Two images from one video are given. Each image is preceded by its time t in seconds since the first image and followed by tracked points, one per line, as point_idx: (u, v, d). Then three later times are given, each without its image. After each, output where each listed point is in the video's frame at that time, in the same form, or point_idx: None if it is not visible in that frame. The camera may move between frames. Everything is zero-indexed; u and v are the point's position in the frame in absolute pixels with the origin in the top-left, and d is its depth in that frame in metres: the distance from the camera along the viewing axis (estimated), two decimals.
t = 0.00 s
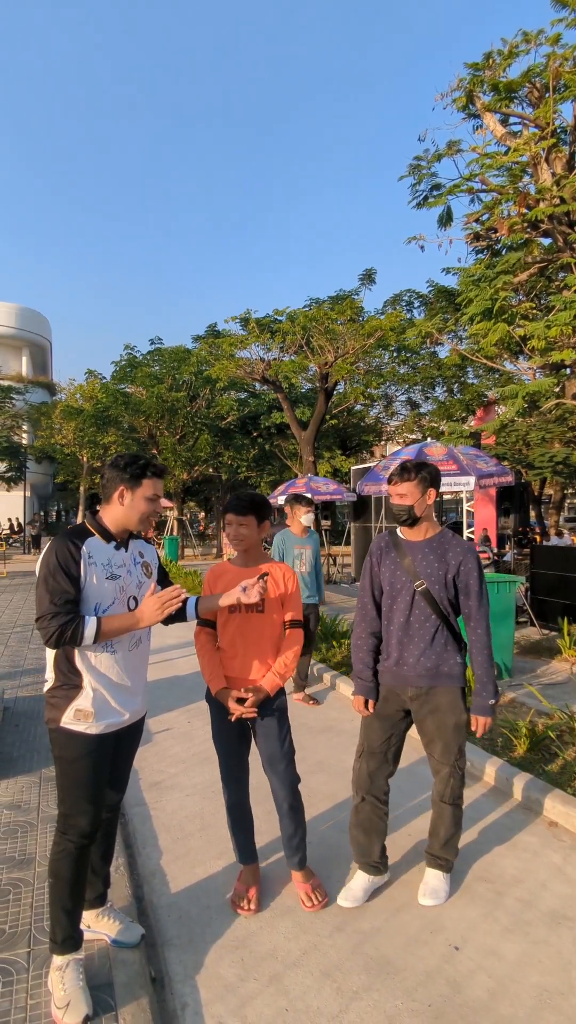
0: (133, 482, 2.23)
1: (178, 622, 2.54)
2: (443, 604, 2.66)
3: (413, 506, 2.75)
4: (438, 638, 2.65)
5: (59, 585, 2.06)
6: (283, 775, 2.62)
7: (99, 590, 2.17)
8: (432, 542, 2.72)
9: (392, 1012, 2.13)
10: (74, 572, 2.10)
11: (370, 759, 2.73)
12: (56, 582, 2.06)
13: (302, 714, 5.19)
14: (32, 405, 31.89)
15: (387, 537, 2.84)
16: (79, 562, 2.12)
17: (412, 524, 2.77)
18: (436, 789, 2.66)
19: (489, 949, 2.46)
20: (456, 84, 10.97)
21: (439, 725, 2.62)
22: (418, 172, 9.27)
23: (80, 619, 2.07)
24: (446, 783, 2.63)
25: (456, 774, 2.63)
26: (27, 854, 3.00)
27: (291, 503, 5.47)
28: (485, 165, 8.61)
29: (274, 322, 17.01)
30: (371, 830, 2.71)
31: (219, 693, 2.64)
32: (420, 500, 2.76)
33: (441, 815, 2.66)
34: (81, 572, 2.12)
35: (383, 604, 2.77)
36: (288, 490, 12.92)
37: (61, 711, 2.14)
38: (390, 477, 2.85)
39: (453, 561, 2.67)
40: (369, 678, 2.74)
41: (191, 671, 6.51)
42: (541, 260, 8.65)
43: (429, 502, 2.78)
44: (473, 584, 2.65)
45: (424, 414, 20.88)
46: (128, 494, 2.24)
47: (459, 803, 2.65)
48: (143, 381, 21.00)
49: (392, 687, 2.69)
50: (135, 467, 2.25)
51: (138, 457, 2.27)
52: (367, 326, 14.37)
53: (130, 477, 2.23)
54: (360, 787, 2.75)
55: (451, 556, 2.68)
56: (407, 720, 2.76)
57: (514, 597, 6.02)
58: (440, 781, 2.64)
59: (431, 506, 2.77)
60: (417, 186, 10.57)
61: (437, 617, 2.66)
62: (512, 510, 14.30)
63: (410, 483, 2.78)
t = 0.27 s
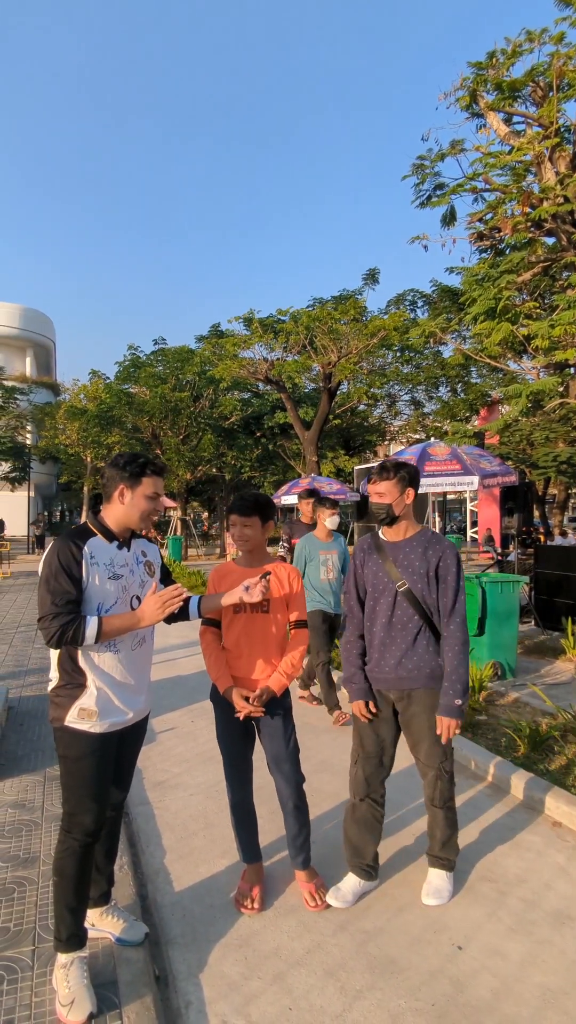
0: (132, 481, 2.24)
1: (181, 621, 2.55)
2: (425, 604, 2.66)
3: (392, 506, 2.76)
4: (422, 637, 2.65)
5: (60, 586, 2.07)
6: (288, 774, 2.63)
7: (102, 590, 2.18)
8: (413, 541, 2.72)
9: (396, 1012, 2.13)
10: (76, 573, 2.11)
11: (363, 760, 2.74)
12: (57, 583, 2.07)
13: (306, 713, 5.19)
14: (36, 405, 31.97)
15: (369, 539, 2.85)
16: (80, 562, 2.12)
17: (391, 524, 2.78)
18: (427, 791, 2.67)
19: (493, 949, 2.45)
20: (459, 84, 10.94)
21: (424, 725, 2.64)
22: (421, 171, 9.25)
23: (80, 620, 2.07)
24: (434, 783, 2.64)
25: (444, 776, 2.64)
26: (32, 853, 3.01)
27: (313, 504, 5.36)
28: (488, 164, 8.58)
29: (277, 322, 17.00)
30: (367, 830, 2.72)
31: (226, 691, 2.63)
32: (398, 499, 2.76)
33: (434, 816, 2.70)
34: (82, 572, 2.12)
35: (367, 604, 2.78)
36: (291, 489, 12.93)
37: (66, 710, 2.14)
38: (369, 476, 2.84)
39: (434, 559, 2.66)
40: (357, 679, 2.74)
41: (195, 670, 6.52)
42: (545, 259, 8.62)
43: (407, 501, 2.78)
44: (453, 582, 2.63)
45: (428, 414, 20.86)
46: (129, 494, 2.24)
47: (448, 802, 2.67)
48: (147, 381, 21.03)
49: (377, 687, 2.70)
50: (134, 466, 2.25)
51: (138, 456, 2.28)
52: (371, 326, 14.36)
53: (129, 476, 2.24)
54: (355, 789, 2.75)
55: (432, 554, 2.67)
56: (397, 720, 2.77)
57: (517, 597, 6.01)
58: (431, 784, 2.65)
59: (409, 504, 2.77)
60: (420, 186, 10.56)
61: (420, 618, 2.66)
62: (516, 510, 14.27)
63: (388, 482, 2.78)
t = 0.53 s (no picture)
0: (135, 480, 2.25)
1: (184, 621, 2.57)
2: (408, 605, 2.65)
3: (371, 511, 2.81)
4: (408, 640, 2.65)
5: (63, 586, 2.08)
6: (292, 774, 2.63)
7: (106, 590, 2.19)
8: (398, 543, 2.73)
9: (400, 1011, 2.14)
10: (79, 573, 2.12)
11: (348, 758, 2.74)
12: (61, 584, 2.08)
13: (309, 713, 5.19)
14: (39, 406, 32.03)
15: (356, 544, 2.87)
16: (84, 562, 2.13)
17: (375, 529, 2.82)
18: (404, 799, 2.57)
19: (497, 949, 2.46)
20: (463, 84, 10.91)
21: (402, 725, 2.57)
22: (425, 171, 9.24)
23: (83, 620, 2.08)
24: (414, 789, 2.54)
25: (423, 780, 2.55)
26: (37, 851, 3.02)
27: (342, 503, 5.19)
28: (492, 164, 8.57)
29: (280, 322, 17.00)
30: (367, 824, 2.71)
31: (230, 691, 2.63)
32: (377, 504, 2.81)
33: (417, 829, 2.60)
34: (85, 572, 2.13)
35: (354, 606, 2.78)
36: (295, 489, 12.94)
37: (72, 709, 2.15)
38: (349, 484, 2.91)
39: (417, 559, 2.65)
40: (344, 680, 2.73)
41: (198, 670, 6.52)
42: (549, 259, 8.61)
43: (387, 505, 2.83)
44: (435, 582, 2.62)
45: (431, 414, 20.84)
46: (133, 493, 2.25)
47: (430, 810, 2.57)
48: (150, 381, 21.04)
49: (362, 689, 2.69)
50: (137, 466, 2.26)
51: (141, 456, 2.30)
52: (374, 326, 14.35)
53: (132, 475, 2.25)
54: (344, 789, 2.75)
55: (415, 554, 2.67)
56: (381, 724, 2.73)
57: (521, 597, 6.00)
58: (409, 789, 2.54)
59: (389, 509, 2.82)
60: (424, 185, 10.55)
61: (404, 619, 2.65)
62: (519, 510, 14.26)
63: (366, 488, 2.85)
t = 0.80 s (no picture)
0: (141, 480, 2.26)
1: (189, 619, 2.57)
2: (401, 602, 2.64)
3: (367, 509, 2.81)
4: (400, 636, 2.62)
5: (73, 585, 2.09)
6: (296, 772, 2.64)
7: (112, 589, 2.20)
8: (392, 540, 2.72)
9: (404, 1008, 2.14)
10: (87, 572, 2.13)
11: (348, 757, 2.74)
12: (70, 584, 2.09)
13: (313, 712, 5.21)
14: (42, 406, 32.08)
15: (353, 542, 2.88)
16: (90, 562, 2.14)
17: (370, 526, 2.82)
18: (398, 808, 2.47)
19: (501, 946, 2.46)
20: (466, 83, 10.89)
21: (397, 727, 2.52)
22: (428, 171, 9.24)
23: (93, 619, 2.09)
24: (406, 799, 2.45)
25: (417, 789, 2.45)
26: (42, 849, 3.03)
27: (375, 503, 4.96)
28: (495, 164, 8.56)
29: (283, 322, 17.01)
30: (370, 823, 2.73)
31: (234, 689, 2.65)
32: (374, 501, 2.81)
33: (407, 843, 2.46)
34: (93, 572, 2.14)
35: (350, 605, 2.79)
36: (297, 489, 12.95)
37: (78, 706, 2.16)
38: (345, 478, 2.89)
39: (408, 556, 2.64)
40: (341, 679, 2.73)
41: (202, 669, 6.54)
42: (552, 259, 8.61)
43: (383, 503, 2.83)
44: (426, 577, 2.59)
45: (434, 414, 20.84)
46: (138, 493, 2.26)
47: (426, 824, 2.46)
48: (153, 381, 21.06)
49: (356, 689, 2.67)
50: (141, 467, 2.27)
51: (144, 455, 2.30)
52: (377, 326, 14.35)
53: (136, 475, 2.26)
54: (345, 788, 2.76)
55: (407, 550, 2.65)
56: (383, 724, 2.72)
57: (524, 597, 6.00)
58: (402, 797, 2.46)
59: (385, 508, 2.82)
60: (427, 185, 10.54)
61: (397, 618, 2.63)
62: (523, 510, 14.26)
63: (364, 485, 2.83)
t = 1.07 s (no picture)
0: (143, 480, 2.29)
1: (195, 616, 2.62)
2: (401, 605, 2.60)
3: (375, 507, 2.81)
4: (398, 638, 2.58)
5: (68, 592, 2.11)
6: (305, 767, 2.65)
7: (117, 590, 2.21)
8: (397, 540, 2.68)
9: (406, 1004, 2.16)
10: (86, 577, 2.15)
11: (353, 756, 2.76)
12: (65, 590, 2.11)
13: (316, 712, 5.22)
14: (46, 406, 32.18)
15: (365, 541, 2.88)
16: (93, 566, 2.16)
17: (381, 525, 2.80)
18: (395, 814, 2.47)
19: (503, 944, 2.47)
20: (469, 84, 10.88)
21: (393, 730, 2.52)
22: (431, 171, 9.24)
23: (78, 631, 2.11)
24: (400, 805, 2.44)
25: (410, 799, 2.42)
26: (47, 847, 3.05)
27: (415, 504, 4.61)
28: (498, 164, 8.56)
29: (286, 322, 17.03)
30: (373, 822, 2.74)
31: (241, 687, 2.65)
32: (382, 500, 2.80)
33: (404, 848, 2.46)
34: (92, 578, 2.16)
35: (356, 604, 2.79)
36: (300, 489, 12.98)
37: (85, 705, 2.18)
38: (354, 478, 2.90)
39: (410, 557, 2.59)
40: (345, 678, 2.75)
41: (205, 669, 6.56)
42: (555, 259, 8.61)
43: (391, 503, 2.80)
44: (426, 581, 2.53)
45: (437, 414, 20.84)
46: (143, 492, 2.28)
47: (422, 833, 2.43)
48: (156, 381, 21.11)
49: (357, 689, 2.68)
50: (143, 465, 2.30)
51: (145, 454, 2.32)
52: (380, 326, 14.36)
53: (139, 474, 2.28)
54: (350, 786, 2.77)
55: (409, 552, 2.60)
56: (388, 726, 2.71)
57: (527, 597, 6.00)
58: (396, 804, 2.45)
59: (393, 507, 2.79)
60: (430, 186, 10.55)
61: (398, 619, 2.60)
62: (525, 510, 14.26)
63: (372, 484, 2.84)
